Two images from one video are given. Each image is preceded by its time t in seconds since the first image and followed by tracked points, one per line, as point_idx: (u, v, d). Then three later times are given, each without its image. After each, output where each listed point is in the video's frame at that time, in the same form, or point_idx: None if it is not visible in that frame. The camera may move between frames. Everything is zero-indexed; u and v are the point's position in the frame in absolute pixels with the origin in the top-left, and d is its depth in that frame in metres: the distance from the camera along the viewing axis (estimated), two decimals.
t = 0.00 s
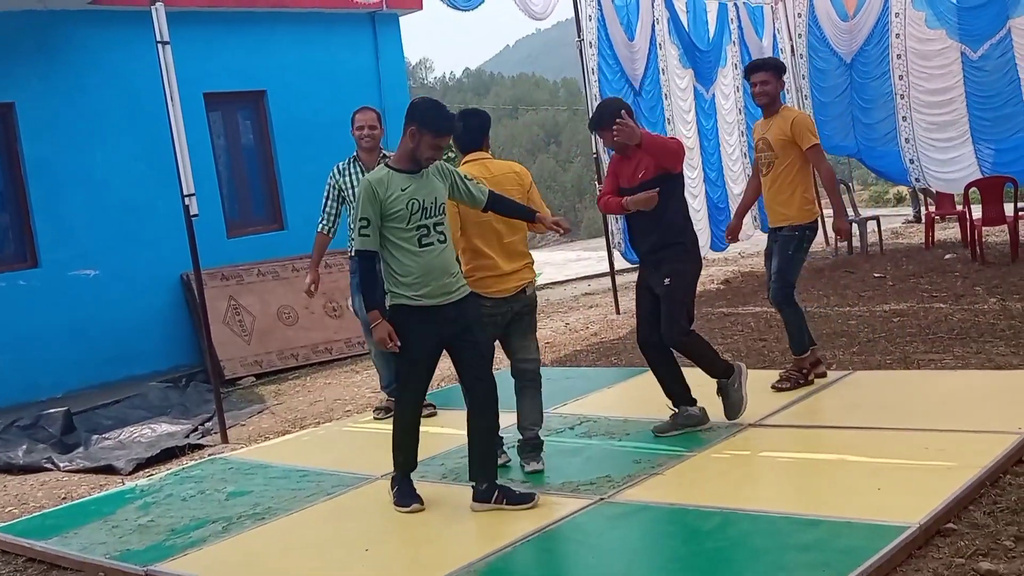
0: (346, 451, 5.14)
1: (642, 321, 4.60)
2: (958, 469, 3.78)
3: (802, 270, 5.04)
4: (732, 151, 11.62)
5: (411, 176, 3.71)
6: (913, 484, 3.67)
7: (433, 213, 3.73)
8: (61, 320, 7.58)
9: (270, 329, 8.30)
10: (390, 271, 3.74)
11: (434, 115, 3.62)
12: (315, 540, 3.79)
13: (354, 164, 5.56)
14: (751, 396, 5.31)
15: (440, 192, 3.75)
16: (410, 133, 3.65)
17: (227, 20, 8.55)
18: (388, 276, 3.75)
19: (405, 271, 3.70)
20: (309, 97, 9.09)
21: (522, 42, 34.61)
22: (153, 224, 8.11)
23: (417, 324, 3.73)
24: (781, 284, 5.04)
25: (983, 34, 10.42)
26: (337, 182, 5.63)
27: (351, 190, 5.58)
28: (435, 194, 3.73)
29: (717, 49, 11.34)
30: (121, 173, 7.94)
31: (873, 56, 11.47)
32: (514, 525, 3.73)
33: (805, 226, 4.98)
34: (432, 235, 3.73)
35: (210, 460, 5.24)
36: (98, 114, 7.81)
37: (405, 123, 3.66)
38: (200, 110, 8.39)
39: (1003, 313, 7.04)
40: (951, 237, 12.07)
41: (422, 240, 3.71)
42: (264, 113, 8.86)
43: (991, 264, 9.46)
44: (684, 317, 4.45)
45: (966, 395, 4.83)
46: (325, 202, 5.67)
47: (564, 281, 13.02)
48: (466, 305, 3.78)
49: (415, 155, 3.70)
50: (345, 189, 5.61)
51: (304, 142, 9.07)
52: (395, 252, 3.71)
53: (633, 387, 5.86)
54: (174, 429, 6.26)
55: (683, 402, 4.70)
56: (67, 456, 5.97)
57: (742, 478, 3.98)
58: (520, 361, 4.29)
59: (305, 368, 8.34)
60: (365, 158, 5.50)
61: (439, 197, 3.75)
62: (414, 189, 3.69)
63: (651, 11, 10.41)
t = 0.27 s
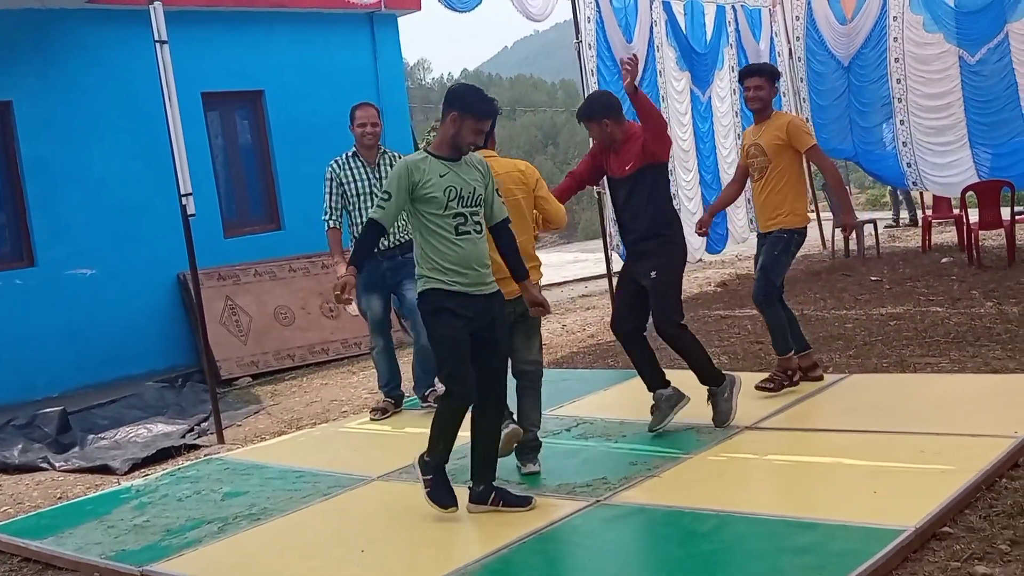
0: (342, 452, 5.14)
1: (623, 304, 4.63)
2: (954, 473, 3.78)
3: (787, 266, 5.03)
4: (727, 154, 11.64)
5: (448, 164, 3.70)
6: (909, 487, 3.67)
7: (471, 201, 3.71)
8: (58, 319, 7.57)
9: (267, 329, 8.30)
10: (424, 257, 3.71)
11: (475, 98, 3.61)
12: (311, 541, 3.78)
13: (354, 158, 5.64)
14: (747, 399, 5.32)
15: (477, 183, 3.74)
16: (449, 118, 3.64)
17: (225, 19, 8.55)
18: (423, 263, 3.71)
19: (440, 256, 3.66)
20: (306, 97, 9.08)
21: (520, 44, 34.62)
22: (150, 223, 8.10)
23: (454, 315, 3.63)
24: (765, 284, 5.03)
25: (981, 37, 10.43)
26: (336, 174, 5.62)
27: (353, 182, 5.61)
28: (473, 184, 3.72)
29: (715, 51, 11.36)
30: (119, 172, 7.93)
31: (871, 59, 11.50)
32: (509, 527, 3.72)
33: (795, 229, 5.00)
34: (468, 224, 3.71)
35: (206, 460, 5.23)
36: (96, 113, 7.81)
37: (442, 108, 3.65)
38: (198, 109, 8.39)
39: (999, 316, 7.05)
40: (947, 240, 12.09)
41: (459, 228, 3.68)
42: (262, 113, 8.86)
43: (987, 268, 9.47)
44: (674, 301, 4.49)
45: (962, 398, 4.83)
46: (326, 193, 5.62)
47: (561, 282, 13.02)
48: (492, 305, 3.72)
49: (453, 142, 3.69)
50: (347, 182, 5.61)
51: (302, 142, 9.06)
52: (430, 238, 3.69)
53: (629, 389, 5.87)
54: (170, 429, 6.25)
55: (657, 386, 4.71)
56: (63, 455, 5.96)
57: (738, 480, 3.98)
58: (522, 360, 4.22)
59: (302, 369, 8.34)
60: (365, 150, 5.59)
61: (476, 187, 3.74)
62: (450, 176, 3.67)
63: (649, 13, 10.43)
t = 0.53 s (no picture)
0: (341, 452, 5.14)
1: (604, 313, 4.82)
2: (952, 473, 3.78)
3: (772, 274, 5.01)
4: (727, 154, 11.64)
5: (478, 165, 3.75)
6: (907, 487, 3.68)
7: (500, 202, 3.78)
8: (56, 319, 7.57)
9: (266, 329, 8.30)
10: (458, 257, 3.72)
11: (517, 98, 3.67)
12: (310, 541, 3.78)
13: (368, 159, 5.64)
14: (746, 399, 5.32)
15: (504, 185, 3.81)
16: (490, 119, 3.67)
17: (224, 20, 8.55)
18: (456, 264, 3.71)
19: (477, 256, 3.68)
20: (305, 98, 9.08)
21: (520, 44, 34.60)
22: (149, 223, 8.10)
23: (497, 313, 3.67)
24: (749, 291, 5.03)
25: (980, 38, 10.43)
26: (353, 175, 5.56)
27: (371, 182, 5.60)
28: (501, 187, 3.79)
29: (713, 52, 11.37)
30: (118, 172, 7.93)
31: (870, 59, 11.49)
32: (507, 527, 3.73)
33: (775, 234, 4.97)
34: (500, 225, 3.77)
35: (205, 460, 5.23)
36: (95, 113, 7.81)
37: (471, 109, 3.67)
38: (197, 109, 8.39)
39: (998, 317, 7.05)
40: (947, 241, 12.10)
41: (493, 228, 3.74)
42: (261, 114, 8.86)
43: (986, 269, 9.47)
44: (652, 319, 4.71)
45: (961, 398, 4.84)
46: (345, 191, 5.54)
47: (560, 282, 13.01)
48: (522, 306, 3.78)
49: (487, 143, 3.74)
50: (365, 183, 5.58)
51: (301, 143, 9.06)
52: (464, 237, 3.71)
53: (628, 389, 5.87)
54: (169, 429, 6.25)
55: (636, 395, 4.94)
56: (62, 455, 5.96)
57: (737, 480, 3.99)
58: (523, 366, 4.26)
59: (301, 369, 8.33)
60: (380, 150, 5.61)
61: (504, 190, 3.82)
62: (483, 177, 3.72)
63: (648, 13, 10.44)
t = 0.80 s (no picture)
0: (339, 452, 5.14)
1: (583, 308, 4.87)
2: (952, 473, 3.78)
3: (753, 280, 5.00)
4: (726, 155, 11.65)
5: (502, 158, 3.74)
6: (905, 487, 3.68)
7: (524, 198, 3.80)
8: (54, 318, 7.56)
9: (264, 329, 8.29)
10: (495, 253, 3.67)
11: (529, 86, 3.70)
12: (309, 540, 3.78)
13: (382, 154, 5.59)
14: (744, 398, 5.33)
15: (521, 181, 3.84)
16: (511, 109, 3.68)
17: (222, 19, 8.54)
18: (492, 259, 3.66)
19: (515, 250, 3.66)
20: (303, 97, 9.07)
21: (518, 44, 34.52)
22: (147, 222, 8.10)
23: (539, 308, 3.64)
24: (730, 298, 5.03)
25: (978, 38, 10.42)
26: (368, 173, 5.54)
27: (386, 178, 5.56)
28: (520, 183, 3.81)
29: (712, 52, 11.37)
30: (116, 171, 7.92)
31: (868, 60, 11.52)
32: (505, 527, 3.72)
33: (755, 239, 4.99)
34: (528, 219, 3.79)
35: (204, 460, 5.23)
36: (94, 112, 7.81)
37: (483, 103, 3.66)
38: (195, 109, 8.39)
39: (997, 316, 7.05)
40: (945, 240, 12.10)
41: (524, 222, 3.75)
42: (260, 113, 8.85)
43: (984, 269, 9.47)
44: (635, 306, 4.80)
45: (960, 398, 4.83)
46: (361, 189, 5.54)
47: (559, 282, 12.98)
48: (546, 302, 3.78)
49: (505, 137, 3.74)
50: (381, 180, 5.55)
51: (299, 142, 9.05)
52: (500, 232, 3.67)
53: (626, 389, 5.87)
54: (168, 429, 6.24)
55: (606, 376, 5.08)
56: (60, 455, 5.95)
57: (737, 479, 3.99)
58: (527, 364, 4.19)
59: (299, 369, 8.32)
60: (394, 145, 5.56)
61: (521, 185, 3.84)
62: (512, 172, 3.74)
63: (646, 13, 10.43)
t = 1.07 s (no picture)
0: (337, 456, 5.13)
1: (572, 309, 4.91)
2: (950, 477, 3.78)
3: (742, 285, 5.00)
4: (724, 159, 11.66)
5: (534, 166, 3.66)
6: (904, 491, 3.68)
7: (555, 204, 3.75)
8: (52, 322, 7.55)
9: (262, 333, 8.29)
10: (557, 258, 3.56)
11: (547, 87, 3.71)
12: (307, 545, 3.78)
13: (385, 160, 5.59)
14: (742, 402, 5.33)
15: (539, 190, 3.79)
16: (540, 109, 3.65)
17: (220, 23, 8.54)
18: (553, 265, 3.53)
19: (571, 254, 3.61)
20: (302, 101, 9.08)
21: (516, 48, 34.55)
22: (146, 226, 8.10)
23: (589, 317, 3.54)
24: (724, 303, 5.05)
25: (976, 42, 10.47)
26: (370, 180, 5.59)
27: (388, 183, 5.57)
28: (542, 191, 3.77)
29: (710, 56, 11.38)
30: (114, 174, 7.92)
31: (868, 64, 11.52)
32: (504, 531, 3.72)
33: (736, 242, 4.98)
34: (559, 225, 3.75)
35: (202, 464, 5.22)
36: (93, 116, 7.81)
37: (508, 107, 3.61)
38: (194, 112, 8.39)
39: (995, 320, 7.06)
40: (943, 244, 12.11)
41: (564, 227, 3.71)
42: (258, 117, 8.85)
43: (983, 272, 9.48)
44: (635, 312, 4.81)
45: (958, 402, 4.84)
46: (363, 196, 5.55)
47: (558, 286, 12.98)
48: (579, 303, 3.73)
49: (530, 141, 3.69)
50: (382, 187, 5.57)
51: (298, 145, 9.06)
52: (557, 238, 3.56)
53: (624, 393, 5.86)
54: (165, 433, 6.24)
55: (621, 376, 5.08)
56: (57, 459, 5.94)
57: (734, 484, 3.99)
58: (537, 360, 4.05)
59: (297, 373, 8.32)
60: (400, 150, 5.55)
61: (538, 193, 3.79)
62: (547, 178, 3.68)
63: (645, 17, 10.45)
